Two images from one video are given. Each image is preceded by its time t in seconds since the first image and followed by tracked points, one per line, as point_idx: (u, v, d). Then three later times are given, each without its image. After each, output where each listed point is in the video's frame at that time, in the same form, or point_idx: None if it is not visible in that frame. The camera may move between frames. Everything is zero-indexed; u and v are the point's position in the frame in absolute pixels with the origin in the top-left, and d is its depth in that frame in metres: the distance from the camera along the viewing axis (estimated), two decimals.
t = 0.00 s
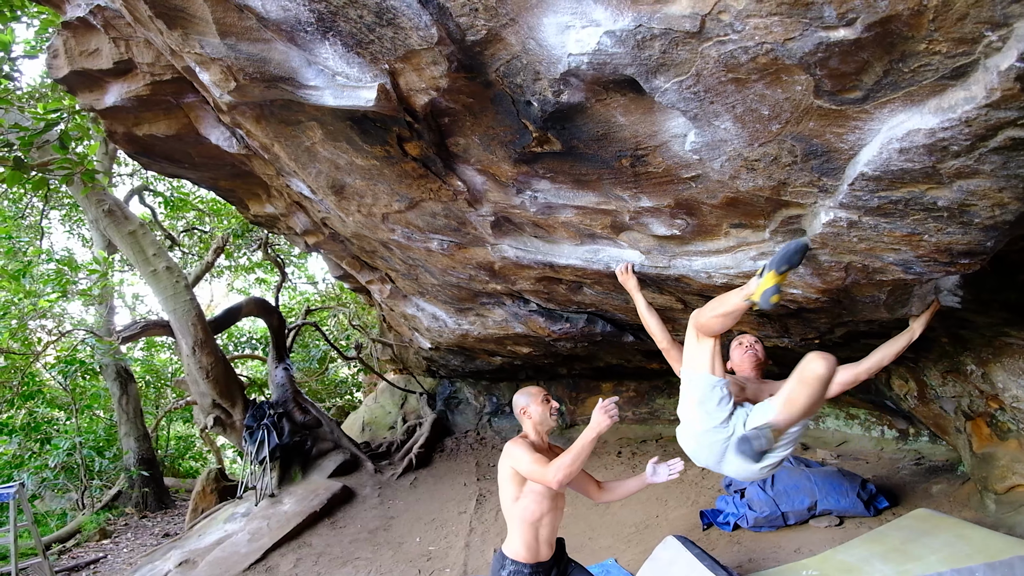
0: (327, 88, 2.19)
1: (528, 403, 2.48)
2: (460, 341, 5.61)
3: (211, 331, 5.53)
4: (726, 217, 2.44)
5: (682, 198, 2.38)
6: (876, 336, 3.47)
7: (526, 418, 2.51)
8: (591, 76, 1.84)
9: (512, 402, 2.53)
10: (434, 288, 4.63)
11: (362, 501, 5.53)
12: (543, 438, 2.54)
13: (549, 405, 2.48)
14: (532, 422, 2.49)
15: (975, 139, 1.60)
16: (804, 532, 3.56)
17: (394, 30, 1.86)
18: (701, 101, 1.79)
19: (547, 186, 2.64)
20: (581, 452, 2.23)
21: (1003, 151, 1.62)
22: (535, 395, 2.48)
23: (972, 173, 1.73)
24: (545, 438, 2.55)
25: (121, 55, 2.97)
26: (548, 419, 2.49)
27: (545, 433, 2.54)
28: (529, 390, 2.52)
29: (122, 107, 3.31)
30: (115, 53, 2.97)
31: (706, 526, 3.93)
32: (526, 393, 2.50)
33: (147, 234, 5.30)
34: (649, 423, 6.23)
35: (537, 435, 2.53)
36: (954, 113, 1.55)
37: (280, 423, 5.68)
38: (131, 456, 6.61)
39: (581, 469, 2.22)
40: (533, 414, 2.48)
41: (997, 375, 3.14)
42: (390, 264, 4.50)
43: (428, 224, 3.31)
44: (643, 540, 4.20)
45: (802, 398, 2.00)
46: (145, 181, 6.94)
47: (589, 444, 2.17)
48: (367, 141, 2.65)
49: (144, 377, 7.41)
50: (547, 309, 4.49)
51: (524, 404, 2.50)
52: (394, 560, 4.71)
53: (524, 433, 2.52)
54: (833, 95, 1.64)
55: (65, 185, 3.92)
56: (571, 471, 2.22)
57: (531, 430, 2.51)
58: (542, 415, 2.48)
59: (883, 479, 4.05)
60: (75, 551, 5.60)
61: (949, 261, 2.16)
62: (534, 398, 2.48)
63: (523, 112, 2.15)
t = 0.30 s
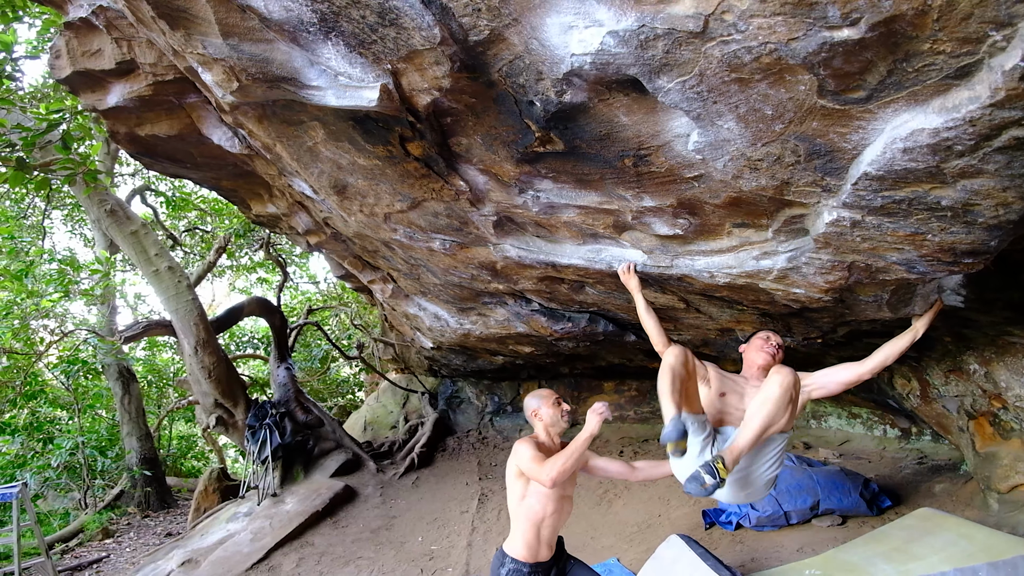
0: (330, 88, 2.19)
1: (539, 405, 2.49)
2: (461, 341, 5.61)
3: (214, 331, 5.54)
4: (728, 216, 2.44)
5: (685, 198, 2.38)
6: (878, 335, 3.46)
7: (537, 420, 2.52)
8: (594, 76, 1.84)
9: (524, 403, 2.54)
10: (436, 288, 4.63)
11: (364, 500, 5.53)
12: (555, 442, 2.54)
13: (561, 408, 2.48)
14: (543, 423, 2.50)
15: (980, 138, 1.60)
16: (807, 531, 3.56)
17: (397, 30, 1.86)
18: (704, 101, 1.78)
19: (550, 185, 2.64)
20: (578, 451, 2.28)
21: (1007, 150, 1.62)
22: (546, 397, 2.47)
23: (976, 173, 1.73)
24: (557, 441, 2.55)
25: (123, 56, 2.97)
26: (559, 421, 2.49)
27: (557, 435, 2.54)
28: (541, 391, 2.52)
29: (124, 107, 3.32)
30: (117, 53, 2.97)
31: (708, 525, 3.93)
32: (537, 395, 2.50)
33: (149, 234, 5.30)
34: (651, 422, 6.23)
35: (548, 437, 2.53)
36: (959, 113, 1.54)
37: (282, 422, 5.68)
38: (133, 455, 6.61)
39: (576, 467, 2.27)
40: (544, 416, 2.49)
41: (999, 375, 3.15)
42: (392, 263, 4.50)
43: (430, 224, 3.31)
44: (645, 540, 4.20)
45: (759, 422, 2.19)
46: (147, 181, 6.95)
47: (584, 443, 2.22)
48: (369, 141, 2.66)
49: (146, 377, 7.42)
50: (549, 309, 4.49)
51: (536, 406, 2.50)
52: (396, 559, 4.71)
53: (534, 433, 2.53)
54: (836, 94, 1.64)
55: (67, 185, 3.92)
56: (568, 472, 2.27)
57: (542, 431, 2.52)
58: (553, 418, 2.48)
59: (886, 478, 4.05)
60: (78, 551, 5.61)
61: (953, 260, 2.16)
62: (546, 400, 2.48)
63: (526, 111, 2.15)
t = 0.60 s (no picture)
0: (331, 87, 2.19)
1: (569, 411, 2.62)
2: (462, 340, 5.61)
3: (215, 330, 5.53)
4: (731, 215, 2.44)
5: (687, 196, 2.37)
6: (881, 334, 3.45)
7: (566, 426, 2.65)
8: (596, 73, 1.84)
9: (556, 409, 2.68)
10: (437, 287, 4.63)
11: (365, 500, 5.53)
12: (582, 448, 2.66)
13: (589, 416, 2.61)
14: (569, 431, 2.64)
15: (983, 135, 1.59)
16: (808, 531, 3.56)
17: (398, 28, 1.86)
18: (706, 99, 1.78)
19: (552, 184, 2.64)
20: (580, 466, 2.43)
21: (1010, 147, 1.62)
22: (574, 404, 2.61)
23: (979, 170, 1.73)
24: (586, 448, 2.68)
25: (124, 54, 2.97)
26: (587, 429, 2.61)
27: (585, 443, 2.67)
28: (572, 399, 2.65)
29: (126, 106, 3.32)
30: (119, 52, 2.98)
31: (709, 525, 3.93)
32: (568, 402, 2.64)
33: (151, 233, 5.31)
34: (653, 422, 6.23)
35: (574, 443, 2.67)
36: (962, 109, 1.54)
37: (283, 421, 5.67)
38: (134, 454, 6.62)
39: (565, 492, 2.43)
40: (572, 423, 2.62)
41: (1002, 374, 3.16)
42: (393, 262, 4.50)
43: (431, 223, 3.31)
44: (646, 540, 4.20)
45: (785, 481, 2.19)
46: (149, 180, 6.96)
47: (582, 459, 2.38)
48: (371, 139, 2.65)
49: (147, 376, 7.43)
50: (550, 308, 4.49)
51: (566, 413, 2.63)
52: (397, 559, 4.71)
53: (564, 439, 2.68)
54: (838, 91, 1.63)
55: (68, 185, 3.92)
56: (552, 500, 2.42)
57: (569, 438, 2.67)
58: (581, 424, 2.60)
59: (887, 478, 4.05)
60: (79, 550, 5.62)
61: (956, 259, 2.16)
62: (575, 407, 2.61)
63: (527, 110, 2.15)
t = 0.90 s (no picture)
0: (333, 90, 2.19)
1: (579, 413, 2.61)
2: (463, 342, 5.61)
3: (216, 332, 5.53)
4: (731, 217, 2.44)
5: (688, 198, 2.37)
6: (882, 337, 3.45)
7: (576, 428, 2.65)
8: (597, 76, 1.84)
9: (568, 410, 2.68)
10: (438, 289, 4.63)
11: (367, 502, 5.53)
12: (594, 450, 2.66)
13: (599, 419, 2.59)
14: (580, 432, 2.63)
15: (983, 138, 1.59)
16: (810, 534, 3.55)
17: (399, 31, 1.86)
18: (707, 102, 1.78)
19: (552, 186, 2.64)
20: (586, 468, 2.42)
21: (1011, 151, 1.62)
22: (584, 407, 2.60)
23: (980, 173, 1.73)
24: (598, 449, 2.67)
25: (126, 57, 2.98)
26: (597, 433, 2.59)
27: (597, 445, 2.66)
28: (583, 401, 2.64)
29: (128, 109, 3.33)
30: (121, 55, 2.99)
31: (711, 527, 3.93)
32: (579, 404, 2.62)
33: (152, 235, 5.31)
34: (654, 424, 6.22)
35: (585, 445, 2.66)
36: (962, 113, 1.54)
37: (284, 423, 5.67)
38: (136, 456, 6.63)
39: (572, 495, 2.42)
40: (583, 426, 2.61)
41: (1003, 376, 3.15)
42: (394, 264, 4.50)
43: (433, 225, 3.31)
44: (647, 542, 4.20)
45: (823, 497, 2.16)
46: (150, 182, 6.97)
47: (587, 463, 2.38)
48: (371, 142, 2.66)
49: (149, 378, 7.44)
50: (551, 310, 4.49)
51: (577, 415, 2.62)
52: (399, 561, 4.71)
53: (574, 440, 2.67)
54: (839, 94, 1.64)
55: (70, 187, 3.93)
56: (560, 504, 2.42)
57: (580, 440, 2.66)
58: (592, 427, 2.59)
59: (889, 481, 4.04)
60: (80, 552, 5.63)
61: (956, 261, 2.16)
62: (586, 410, 2.60)
63: (528, 112, 2.15)
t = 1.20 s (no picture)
0: (333, 91, 2.20)
1: (578, 413, 2.61)
2: (464, 342, 5.62)
3: (217, 332, 5.53)
4: (731, 218, 2.44)
5: (687, 199, 2.37)
6: (882, 337, 3.45)
7: (575, 428, 2.65)
8: (596, 77, 1.84)
9: (566, 410, 2.68)
10: (439, 289, 4.64)
11: (367, 501, 5.54)
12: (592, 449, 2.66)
13: (598, 418, 2.59)
14: (578, 431, 2.64)
15: (982, 140, 1.59)
16: (810, 533, 3.55)
17: (398, 32, 1.86)
18: (706, 103, 1.78)
19: (552, 187, 2.64)
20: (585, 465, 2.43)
21: (1009, 152, 1.62)
22: (582, 406, 2.61)
23: (978, 175, 1.73)
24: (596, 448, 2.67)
25: (126, 58, 2.99)
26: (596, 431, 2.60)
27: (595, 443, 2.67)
28: (581, 400, 2.65)
29: (128, 109, 3.33)
30: (121, 56, 2.99)
31: (711, 527, 3.94)
32: (576, 404, 2.63)
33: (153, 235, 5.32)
34: (654, 423, 6.23)
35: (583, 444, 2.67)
36: (960, 115, 1.54)
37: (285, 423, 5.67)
38: (137, 456, 6.65)
39: (571, 492, 2.41)
40: (581, 425, 2.61)
41: (1003, 376, 3.15)
42: (394, 265, 4.51)
43: (433, 225, 3.32)
44: (648, 541, 4.20)
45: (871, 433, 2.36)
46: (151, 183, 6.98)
47: (586, 460, 2.38)
48: (371, 143, 2.66)
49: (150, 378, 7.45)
50: (551, 310, 4.49)
51: (575, 414, 2.63)
52: (399, 560, 4.71)
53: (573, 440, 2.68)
54: (837, 96, 1.64)
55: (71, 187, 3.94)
56: (559, 501, 2.41)
57: (578, 439, 2.66)
58: (589, 426, 2.60)
59: (889, 481, 4.04)
60: (82, 552, 5.63)
61: (956, 262, 2.16)
62: (584, 409, 2.61)
63: (528, 113, 2.15)
